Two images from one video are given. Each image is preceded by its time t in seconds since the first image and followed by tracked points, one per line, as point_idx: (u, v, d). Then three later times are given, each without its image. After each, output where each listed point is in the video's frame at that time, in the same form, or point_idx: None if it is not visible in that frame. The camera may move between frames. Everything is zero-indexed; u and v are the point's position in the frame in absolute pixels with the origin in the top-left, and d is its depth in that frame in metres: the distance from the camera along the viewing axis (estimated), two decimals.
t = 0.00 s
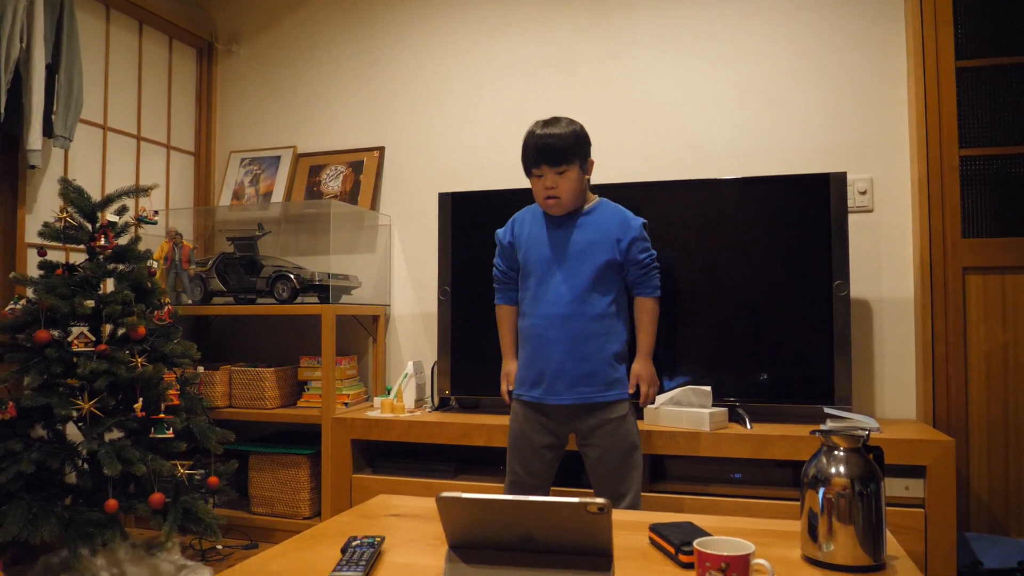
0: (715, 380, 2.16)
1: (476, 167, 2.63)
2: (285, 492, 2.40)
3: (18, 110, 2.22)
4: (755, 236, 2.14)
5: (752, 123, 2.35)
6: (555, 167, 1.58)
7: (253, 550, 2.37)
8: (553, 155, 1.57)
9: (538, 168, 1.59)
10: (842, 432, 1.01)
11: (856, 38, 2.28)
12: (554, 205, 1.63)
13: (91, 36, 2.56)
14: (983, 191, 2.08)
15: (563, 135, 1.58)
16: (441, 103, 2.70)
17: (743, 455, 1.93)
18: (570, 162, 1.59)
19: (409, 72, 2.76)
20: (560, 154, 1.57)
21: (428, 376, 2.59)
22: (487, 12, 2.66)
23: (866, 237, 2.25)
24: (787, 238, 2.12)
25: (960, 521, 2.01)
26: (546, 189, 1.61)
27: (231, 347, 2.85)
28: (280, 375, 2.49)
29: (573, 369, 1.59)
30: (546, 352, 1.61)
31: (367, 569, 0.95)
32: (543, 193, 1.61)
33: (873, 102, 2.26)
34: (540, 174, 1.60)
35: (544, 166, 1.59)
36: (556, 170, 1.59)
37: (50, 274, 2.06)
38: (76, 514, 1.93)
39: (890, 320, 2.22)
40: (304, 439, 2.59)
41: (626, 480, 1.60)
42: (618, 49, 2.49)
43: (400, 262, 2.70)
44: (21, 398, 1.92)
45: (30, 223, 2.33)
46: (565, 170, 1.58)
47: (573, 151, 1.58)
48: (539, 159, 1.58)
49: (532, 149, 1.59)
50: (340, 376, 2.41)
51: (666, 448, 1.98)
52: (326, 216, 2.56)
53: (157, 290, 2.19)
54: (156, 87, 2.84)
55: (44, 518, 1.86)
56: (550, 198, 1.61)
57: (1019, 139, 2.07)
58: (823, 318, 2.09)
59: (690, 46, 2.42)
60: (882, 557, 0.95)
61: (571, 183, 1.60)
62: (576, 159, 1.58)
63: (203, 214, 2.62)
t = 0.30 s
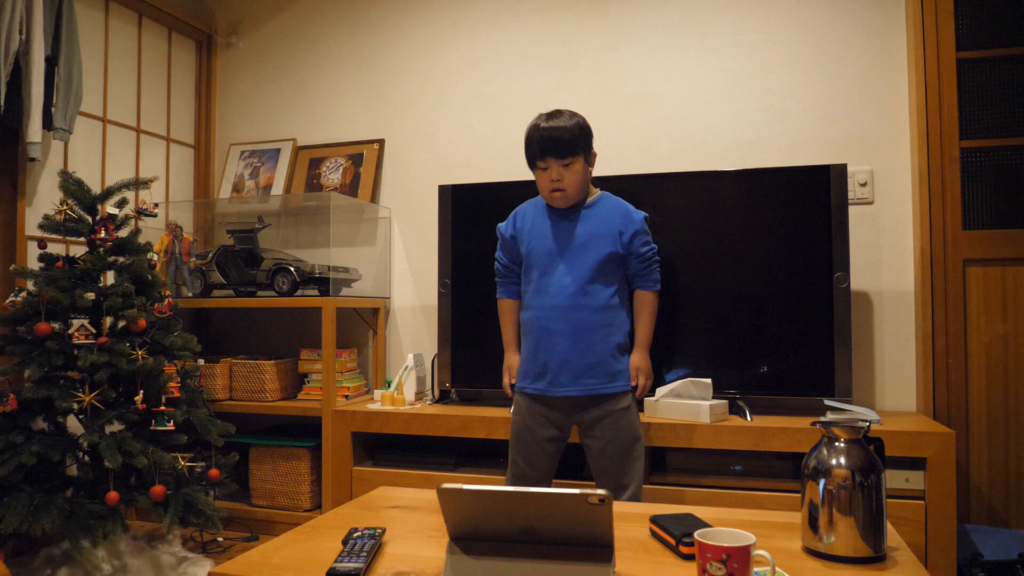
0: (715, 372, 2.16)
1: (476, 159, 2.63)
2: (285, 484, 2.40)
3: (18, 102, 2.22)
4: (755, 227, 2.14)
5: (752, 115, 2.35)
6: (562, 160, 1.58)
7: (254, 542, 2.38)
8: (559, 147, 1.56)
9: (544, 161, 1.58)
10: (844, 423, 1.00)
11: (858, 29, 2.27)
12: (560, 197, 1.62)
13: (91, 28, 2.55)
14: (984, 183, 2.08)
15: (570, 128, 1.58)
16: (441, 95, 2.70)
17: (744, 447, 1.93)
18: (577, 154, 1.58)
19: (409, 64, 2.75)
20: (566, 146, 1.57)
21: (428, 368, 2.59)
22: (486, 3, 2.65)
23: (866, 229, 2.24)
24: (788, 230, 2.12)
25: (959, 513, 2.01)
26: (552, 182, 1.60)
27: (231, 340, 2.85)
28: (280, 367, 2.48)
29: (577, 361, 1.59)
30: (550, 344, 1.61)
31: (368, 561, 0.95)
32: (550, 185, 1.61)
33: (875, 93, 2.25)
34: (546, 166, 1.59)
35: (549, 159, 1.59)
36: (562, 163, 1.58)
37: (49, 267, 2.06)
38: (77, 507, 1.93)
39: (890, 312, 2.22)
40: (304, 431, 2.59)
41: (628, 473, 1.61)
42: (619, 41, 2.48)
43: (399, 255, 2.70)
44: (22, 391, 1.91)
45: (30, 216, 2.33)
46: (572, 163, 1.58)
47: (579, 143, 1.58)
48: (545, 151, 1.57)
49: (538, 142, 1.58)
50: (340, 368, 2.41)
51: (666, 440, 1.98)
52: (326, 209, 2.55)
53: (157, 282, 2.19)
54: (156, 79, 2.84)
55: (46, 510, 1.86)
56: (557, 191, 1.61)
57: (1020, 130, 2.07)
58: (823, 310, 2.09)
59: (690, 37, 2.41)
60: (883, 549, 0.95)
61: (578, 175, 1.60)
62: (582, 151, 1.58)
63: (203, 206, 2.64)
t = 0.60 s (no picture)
0: (717, 371, 2.16)
1: (478, 159, 2.63)
2: (288, 483, 2.40)
3: (21, 102, 2.22)
4: (758, 226, 2.14)
5: (754, 114, 2.34)
6: (565, 158, 1.58)
7: (256, 541, 2.38)
8: (563, 146, 1.56)
9: (548, 160, 1.58)
10: (846, 423, 1.01)
11: (860, 27, 2.26)
12: (562, 195, 1.62)
13: (94, 28, 2.55)
14: (986, 182, 2.07)
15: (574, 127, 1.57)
16: (443, 94, 2.70)
17: (746, 446, 1.92)
18: (580, 153, 1.58)
19: (411, 63, 2.75)
20: (569, 145, 1.56)
21: (430, 367, 2.59)
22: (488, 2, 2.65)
23: (868, 228, 2.24)
24: (790, 229, 2.11)
25: (963, 512, 2.01)
26: (554, 180, 1.60)
27: (234, 339, 2.86)
28: (283, 367, 2.49)
29: (579, 360, 1.59)
30: (552, 343, 1.61)
31: (370, 560, 0.95)
32: (552, 183, 1.61)
33: (877, 91, 2.24)
34: (549, 164, 1.59)
35: (553, 157, 1.59)
36: (565, 161, 1.58)
37: (53, 266, 2.06)
38: (80, 505, 1.93)
39: (892, 311, 2.21)
40: (306, 430, 2.59)
41: (630, 472, 1.61)
42: (621, 40, 2.48)
43: (402, 254, 2.70)
44: (25, 389, 1.92)
45: (33, 215, 2.34)
46: (575, 162, 1.57)
47: (582, 142, 1.58)
48: (549, 150, 1.57)
49: (541, 140, 1.58)
50: (343, 368, 2.41)
51: (668, 439, 1.98)
52: (329, 208, 2.55)
53: (160, 281, 2.20)
54: (159, 79, 2.84)
55: (49, 508, 1.86)
56: (559, 189, 1.61)
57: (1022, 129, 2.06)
58: (826, 309, 2.08)
59: (692, 36, 2.41)
60: (886, 548, 0.95)
61: (580, 174, 1.60)
62: (585, 150, 1.58)
63: (204, 206, 2.65)
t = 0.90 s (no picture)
0: (721, 371, 2.16)
1: (481, 160, 2.63)
2: (293, 484, 2.41)
3: (26, 105, 2.23)
4: (761, 226, 2.13)
5: (757, 114, 2.34)
6: (566, 160, 1.58)
7: (261, 542, 2.38)
8: (563, 147, 1.56)
9: (549, 161, 1.58)
10: (851, 423, 1.00)
11: (862, 27, 2.26)
12: (563, 198, 1.62)
13: (98, 30, 2.56)
14: (990, 181, 2.07)
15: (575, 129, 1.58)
16: (446, 95, 2.70)
17: (750, 447, 1.92)
18: (580, 154, 1.58)
19: (414, 64, 2.75)
20: (570, 146, 1.57)
21: (434, 368, 2.59)
22: (490, 3, 2.65)
23: (872, 227, 2.23)
24: (793, 229, 2.11)
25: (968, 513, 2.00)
26: (555, 182, 1.60)
27: (238, 340, 2.86)
28: (287, 368, 2.49)
29: (581, 361, 1.59)
30: (553, 344, 1.61)
31: (375, 561, 0.95)
32: (553, 185, 1.61)
33: (880, 91, 2.24)
34: (550, 166, 1.59)
35: (554, 159, 1.59)
36: (566, 163, 1.58)
37: (57, 267, 2.06)
38: (85, 507, 1.94)
39: (897, 311, 2.21)
40: (310, 432, 2.59)
41: (633, 472, 1.61)
42: (624, 40, 2.48)
43: (406, 256, 2.70)
44: (30, 391, 1.92)
45: (38, 217, 2.34)
46: (576, 163, 1.57)
47: (583, 143, 1.58)
48: (549, 151, 1.57)
49: (541, 142, 1.58)
50: (347, 369, 2.41)
51: (673, 440, 1.98)
52: (332, 209, 2.57)
53: (164, 283, 2.21)
54: (163, 81, 2.85)
55: (54, 510, 1.87)
56: (560, 192, 1.61)
57: None
58: (830, 309, 2.08)
59: (695, 36, 2.41)
60: (891, 549, 0.95)
61: (581, 176, 1.60)
62: (586, 151, 1.58)
63: (208, 207, 2.67)
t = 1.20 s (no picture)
0: (723, 373, 2.16)
1: (482, 162, 2.63)
2: (295, 487, 2.41)
3: (28, 108, 2.24)
4: (763, 228, 2.13)
5: (759, 116, 2.34)
6: (563, 163, 1.58)
7: (263, 545, 2.38)
8: (561, 150, 1.56)
9: (547, 164, 1.58)
10: (852, 425, 1.00)
11: (863, 29, 2.26)
12: (562, 200, 1.61)
13: (99, 34, 2.57)
14: (992, 182, 2.07)
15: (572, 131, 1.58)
16: (446, 98, 2.70)
17: (752, 449, 1.92)
18: (578, 157, 1.58)
19: (415, 66, 2.76)
20: (567, 149, 1.57)
21: (436, 371, 2.59)
22: (491, 6, 2.66)
23: (873, 228, 2.23)
24: (795, 231, 2.11)
25: (971, 515, 2.00)
26: (554, 185, 1.60)
27: (240, 343, 2.87)
28: (288, 371, 2.49)
29: (582, 363, 1.59)
30: (554, 346, 1.61)
31: (376, 564, 0.95)
32: (551, 188, 1.61)
33: (881, 93, 2.24)
34: (548, 169, 1.59)
35: (551, 162, 1.59)
36: (564, 165, 1.58)
37: (58, 272, 2.06)
38: (86, 510, 1.94)
39: (898, 313, 2.20)
40: (312, 435, 2.60)
41: (636, 475, 1.60)
42: (624, 43, 2.48)
43: (407, 259, 2.70)
44: (32, 395, 1.93)
45: (40, 221, 2.35)
46: (573, 165, 1.57)
47: (580, 146, 1.58)
48: (547, 154, 1.58)
49: (539, 145, 1.58)
50: (349, 372, 2.41)
51: (675, 442, 1.98)
52: (334, 212, 2.56)
53: (166, 286, 2.21)
54: (165, 84, 2.86)
55: (56, 513, 1.87)
56: (558, 195, 1.61)
57: None
58: (831, 311, 2.08)
59: (695, 39, 2.41)
60: (893, 552, 0.95)
61: (579, 178, 1.60)
62: (584, 153, 1.58)
63: (210, 210, 2.67)
